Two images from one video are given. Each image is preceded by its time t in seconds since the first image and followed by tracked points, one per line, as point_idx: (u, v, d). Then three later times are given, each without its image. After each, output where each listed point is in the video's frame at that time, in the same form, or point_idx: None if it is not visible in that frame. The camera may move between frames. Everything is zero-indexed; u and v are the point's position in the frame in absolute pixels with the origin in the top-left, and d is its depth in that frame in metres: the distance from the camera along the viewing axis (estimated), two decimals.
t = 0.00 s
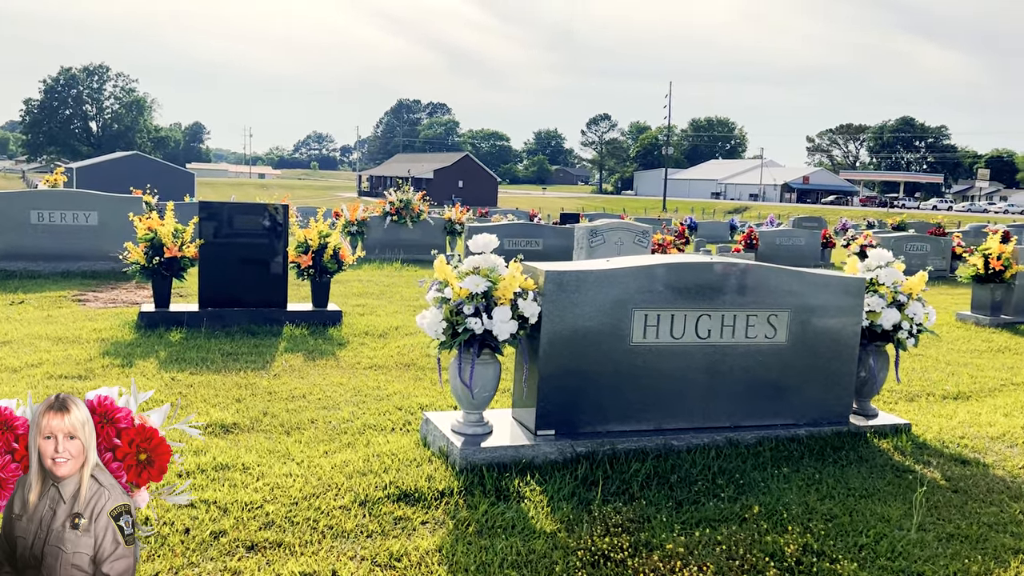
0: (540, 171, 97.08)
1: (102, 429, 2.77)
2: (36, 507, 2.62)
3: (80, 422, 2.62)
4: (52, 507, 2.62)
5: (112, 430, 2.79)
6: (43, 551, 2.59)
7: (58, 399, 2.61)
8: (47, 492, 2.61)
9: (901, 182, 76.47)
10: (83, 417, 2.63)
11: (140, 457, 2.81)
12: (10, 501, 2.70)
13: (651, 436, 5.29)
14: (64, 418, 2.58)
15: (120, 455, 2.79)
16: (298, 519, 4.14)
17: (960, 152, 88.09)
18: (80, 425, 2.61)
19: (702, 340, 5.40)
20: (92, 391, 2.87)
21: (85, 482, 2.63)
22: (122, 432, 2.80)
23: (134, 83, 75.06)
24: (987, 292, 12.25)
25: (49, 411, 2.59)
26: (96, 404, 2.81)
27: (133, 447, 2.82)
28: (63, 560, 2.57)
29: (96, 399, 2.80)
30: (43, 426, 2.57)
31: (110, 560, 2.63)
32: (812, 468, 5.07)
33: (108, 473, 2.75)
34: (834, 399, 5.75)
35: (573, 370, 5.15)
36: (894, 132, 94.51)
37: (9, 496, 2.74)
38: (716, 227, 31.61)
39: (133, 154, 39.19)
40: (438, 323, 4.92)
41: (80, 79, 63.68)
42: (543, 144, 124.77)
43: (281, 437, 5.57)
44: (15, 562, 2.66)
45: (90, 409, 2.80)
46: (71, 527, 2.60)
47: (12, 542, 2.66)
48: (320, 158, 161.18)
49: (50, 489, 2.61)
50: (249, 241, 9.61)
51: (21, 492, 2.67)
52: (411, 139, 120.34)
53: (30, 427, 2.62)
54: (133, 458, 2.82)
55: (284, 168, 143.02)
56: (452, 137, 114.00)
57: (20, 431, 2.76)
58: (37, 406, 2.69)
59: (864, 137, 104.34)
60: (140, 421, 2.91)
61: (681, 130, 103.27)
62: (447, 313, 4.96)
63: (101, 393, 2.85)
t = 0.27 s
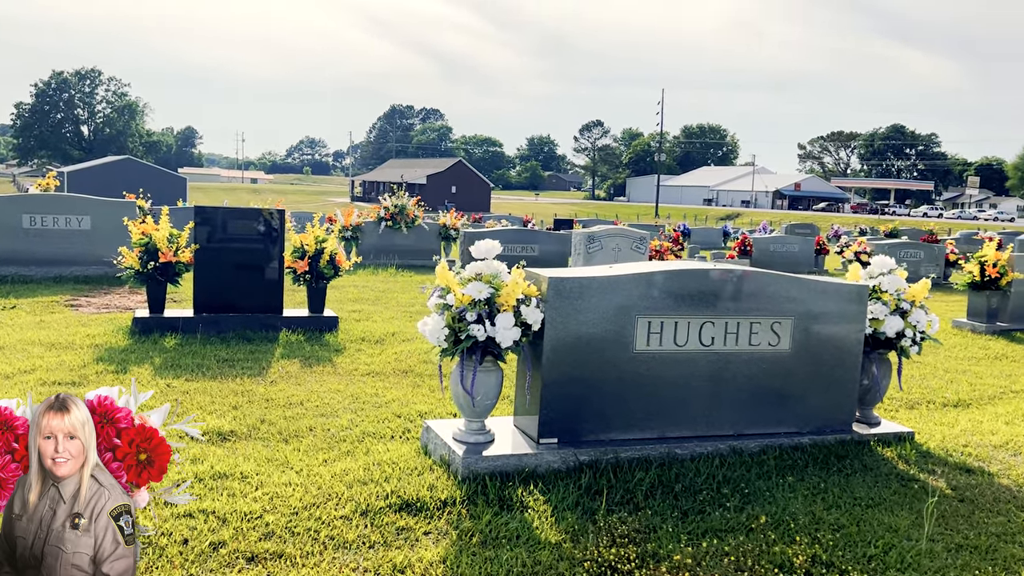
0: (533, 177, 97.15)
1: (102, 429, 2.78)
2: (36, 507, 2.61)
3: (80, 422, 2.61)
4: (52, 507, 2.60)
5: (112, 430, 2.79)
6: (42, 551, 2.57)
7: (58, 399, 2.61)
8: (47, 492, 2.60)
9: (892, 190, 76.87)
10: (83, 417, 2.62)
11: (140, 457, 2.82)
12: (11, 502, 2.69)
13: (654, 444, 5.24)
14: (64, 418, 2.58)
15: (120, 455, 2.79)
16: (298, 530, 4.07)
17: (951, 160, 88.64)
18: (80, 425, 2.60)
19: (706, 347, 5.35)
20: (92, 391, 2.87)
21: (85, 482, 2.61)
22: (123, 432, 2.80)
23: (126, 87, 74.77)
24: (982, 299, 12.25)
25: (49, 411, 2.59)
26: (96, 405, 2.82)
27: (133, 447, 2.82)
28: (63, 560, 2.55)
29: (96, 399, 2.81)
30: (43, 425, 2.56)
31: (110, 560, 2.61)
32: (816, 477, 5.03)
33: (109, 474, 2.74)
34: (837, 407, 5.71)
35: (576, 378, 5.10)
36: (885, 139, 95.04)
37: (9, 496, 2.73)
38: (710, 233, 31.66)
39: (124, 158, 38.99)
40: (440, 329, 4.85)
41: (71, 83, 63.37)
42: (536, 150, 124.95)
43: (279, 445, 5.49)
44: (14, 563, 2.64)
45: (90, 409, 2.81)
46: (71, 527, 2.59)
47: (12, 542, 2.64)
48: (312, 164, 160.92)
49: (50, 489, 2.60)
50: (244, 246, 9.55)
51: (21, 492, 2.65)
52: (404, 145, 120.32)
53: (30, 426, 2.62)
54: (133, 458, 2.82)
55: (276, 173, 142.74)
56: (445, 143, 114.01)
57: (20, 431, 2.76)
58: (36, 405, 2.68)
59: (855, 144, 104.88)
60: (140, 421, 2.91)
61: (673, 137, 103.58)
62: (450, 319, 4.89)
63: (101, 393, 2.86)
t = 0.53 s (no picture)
0: (521, 185, 97.22)
1: (102, 429, 2.91)
2: (36, 507, 2.70)
3: (80, 422, 2.72)
4: (51, 507, 2.70)
5: (112, 430, 2.92)
6: (43, 551, 2.66)
7: (58, 399, 2.71)
8: (47, 492, 2.70)
9: (878, 199, 77.47)
10: (83, 417, 2.73)
11: (140, 457, 2.95)
12: (11, 502, 2.79)
13: (656, 455, 5.20)
14: (64, 418, 2.68)
15: (120, 455, 2.92)
16: (298, 543, 3.98)
17: (935, 169, 89.46)
18: (80, 425, 2.71)
19: (707, 356, 5.32)
20: (92, 391, 3.00)
21: (85, 482, 2.72)
22: (123, 432, 2.93)
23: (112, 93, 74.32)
24: (974, 308, 12.28)
25: (49, 411, 2.69)
26: (96, 405, 2.95)
27: (133, 447, 2.95)
28: (63, 560, 2.64)
29: (96, 399, 2.94)
30: (43, 426, 2.67)
31: (111, 560, 2.70)
32: (819, 487, 4.99)
33: (109, 472, 2.86)
34: (838, 416, 5.69)
35: (577, 387, 5.05)
36: (871, 149, 95.86)
37: (9, 496, 2.85)
38: (699, 242, 31.72)
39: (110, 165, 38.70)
40: (441, 338, 4.78)
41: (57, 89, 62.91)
42: (524, 158, 125.17)
43: (275, 455, 5.40)
44: (15, 562, 2.73)
45: (90, 409, 2.94)
46: (71, 527, 2.68)
47: (12, 542, 2.74)
48: (300, 171, 160.47)
49: (51, 489, 2.70)
50: (234, 253, 9.43)
51: (20, 492, 2.75)
52: (392, 152, 120.27)
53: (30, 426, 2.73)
54: (133, 458, 2.95)
55: (264, 180, 142.28)
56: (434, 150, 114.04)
57: (20, 431, 2.89)
58: (37, 406, 2.79)
59: (841, 154, 105.71)
60: (140, 421, 3.05)
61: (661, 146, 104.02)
62: (451, 327, 4.83)
63: (101, 393, 2.99)
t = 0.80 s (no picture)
0: (507, 193, 97.29)
1: (103, 429, 3.00)
2: (36, 507, 2.80)
3: (80, 422, 2.82)
4: (51, 507, 2.80)
5: (112, 430, 3.02)
6: (43, 551, 2.77)
7: (58, 400, 2.80)
8: (46, 492, 2.80)
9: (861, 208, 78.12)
10: (83, 417, 2.83)
11: (140, 457, 3.04)
12: (11, 501, 2.90)
13: (658, 467, 5.14)
14: (64, 418, 2.78)
15: (120, 455, 3.02)
16: (297, 561, 3.89)
17: (918, 179, 90.38)
18: (80, 425, 2.81)
19: (709, 367, 5.28)
20: (92, 391, 3.10)
21: (86, 482, 2.82)
22: (122, 432, 3.03)
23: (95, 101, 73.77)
24: (964, 317, 12.35)
25: (49, 411, 2.79)
26: (96, 405, 3.04)
27: (133, 448, 3.04)
28: (64, 560, 2.74)
29: (96, 399, 3.04)
30: (44, 426, 2.76)
31: (110, 560, 2.80)
32: (822, 499, 4.94)
33: (109, 472, 2.96)
34: (839, 427, 5.66)
35: (578, 399, 4.99)
36: (854, 159, 96.74)
37: (9, 496, 2.96)
38: (686, 251, 31.80)
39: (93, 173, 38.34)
40: (441, 349, 4.72)
41: (39, 96, 62.36)
42: (510, 166, 125.36)
43: (270, 469, 5.30)
44: (16, 562, 2.84)
45: (91, 409, 3.03)
46: (71, 527, 2.78)
47: (12, 542, 2.85)
48: (285, 179, 159.84)
49: (51, 489, 2.80)
50: (222, 262, 9.30)
51: (20, 493, 2.85)
52: (379, 160, 120.11)
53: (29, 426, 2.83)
54: (133, 458, 3.04)
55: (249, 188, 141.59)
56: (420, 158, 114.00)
57: (19, 431, 2.99)
58: (37, 406, 2.88)
59: (824, 163, 106.63)
60: (140, 422, 3.15)
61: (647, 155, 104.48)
62: (451, 338, 4.77)
63: (101, 394, 3.09)
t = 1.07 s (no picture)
0: (493, 201, 97.29)
1: (103, 429, 2.93)
2: (36, 507, 2.73)
3: (80, 421, 2.74)
4: (51, 507, 2.72)
5: (112, 430, 2.94)
6: (43, 552, 2.69)
7: (58, 399, 2.73)
8: (47, 492, 2.72)
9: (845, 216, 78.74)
10: (83, 417, 2.76)
11: (140, 457, 2.97)
12: (10, 502, 2.82)
13: (661, 477, 5.11)
14: (64, 418, 2.71)
15: (120, 455, 2.94)
16: None
17: (900, 187, 91.27)
18: (80, 425, 2.74)
19: (711, 376, 5.26)
20: (92, 391, 3.03)
21: (85, 482, 2.74)
22: (122, 432, 2.95)
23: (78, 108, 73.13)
24: (953, 324, 12.45)
25: (49, 411, 2.72)
26: (96, 405, 2.97)
27: (133, 447, 2.97)
28: (63, 560, 2.66)
29: (96, 398, 2.97)
30: (43, 426, 2.69)
31: (111, 560, 2.73)
32: (826, 509, 4.92)
33: (110, 470, 2.89)
34: (840, 436, 5.65)
35: (581, 410, 4.95)
36: (837, 167, 97.56)
37: (9, 496, 2.88)
38: (673, 259, 31.86)
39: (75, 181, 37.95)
40: (443, 359, 4.66)
41: (20, 103, 61.75)
42: (496, 175, 125.47)
43: (267, 482, 5.21)
44: (15, 563, 2.75)
45: (91, 409, 2.96)
46: (71, 527, 2.70)
47: (11, 542, 2.76)
48: (270, 187, 159.16)
49: (50, 489, 2.72)
50: (211, 271, 9.19)
51: (20, 492, 2.77)
52: (364, 168, 119.84)
53: (27, 424, 2.76)
54: (133, 458, 2.97)
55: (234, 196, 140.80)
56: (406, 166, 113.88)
57: (19, 431, 2.92)
58: (36, 406, 2.81)
59: (808, 172, 107.49)
60: (140, 422, 3.07)
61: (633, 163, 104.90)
62: (454, 348, 4.73)
63: (101, 394, 3.02)
